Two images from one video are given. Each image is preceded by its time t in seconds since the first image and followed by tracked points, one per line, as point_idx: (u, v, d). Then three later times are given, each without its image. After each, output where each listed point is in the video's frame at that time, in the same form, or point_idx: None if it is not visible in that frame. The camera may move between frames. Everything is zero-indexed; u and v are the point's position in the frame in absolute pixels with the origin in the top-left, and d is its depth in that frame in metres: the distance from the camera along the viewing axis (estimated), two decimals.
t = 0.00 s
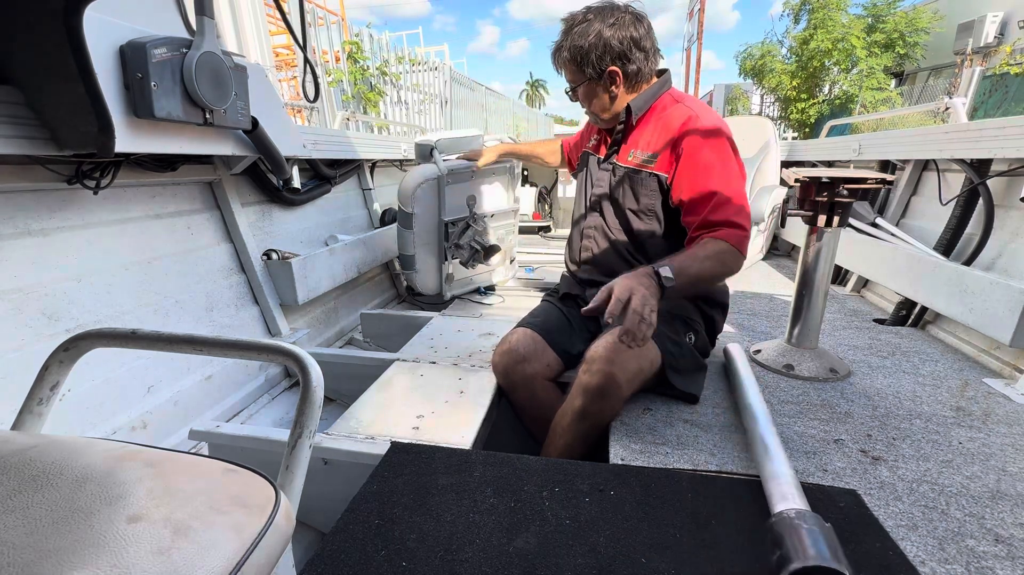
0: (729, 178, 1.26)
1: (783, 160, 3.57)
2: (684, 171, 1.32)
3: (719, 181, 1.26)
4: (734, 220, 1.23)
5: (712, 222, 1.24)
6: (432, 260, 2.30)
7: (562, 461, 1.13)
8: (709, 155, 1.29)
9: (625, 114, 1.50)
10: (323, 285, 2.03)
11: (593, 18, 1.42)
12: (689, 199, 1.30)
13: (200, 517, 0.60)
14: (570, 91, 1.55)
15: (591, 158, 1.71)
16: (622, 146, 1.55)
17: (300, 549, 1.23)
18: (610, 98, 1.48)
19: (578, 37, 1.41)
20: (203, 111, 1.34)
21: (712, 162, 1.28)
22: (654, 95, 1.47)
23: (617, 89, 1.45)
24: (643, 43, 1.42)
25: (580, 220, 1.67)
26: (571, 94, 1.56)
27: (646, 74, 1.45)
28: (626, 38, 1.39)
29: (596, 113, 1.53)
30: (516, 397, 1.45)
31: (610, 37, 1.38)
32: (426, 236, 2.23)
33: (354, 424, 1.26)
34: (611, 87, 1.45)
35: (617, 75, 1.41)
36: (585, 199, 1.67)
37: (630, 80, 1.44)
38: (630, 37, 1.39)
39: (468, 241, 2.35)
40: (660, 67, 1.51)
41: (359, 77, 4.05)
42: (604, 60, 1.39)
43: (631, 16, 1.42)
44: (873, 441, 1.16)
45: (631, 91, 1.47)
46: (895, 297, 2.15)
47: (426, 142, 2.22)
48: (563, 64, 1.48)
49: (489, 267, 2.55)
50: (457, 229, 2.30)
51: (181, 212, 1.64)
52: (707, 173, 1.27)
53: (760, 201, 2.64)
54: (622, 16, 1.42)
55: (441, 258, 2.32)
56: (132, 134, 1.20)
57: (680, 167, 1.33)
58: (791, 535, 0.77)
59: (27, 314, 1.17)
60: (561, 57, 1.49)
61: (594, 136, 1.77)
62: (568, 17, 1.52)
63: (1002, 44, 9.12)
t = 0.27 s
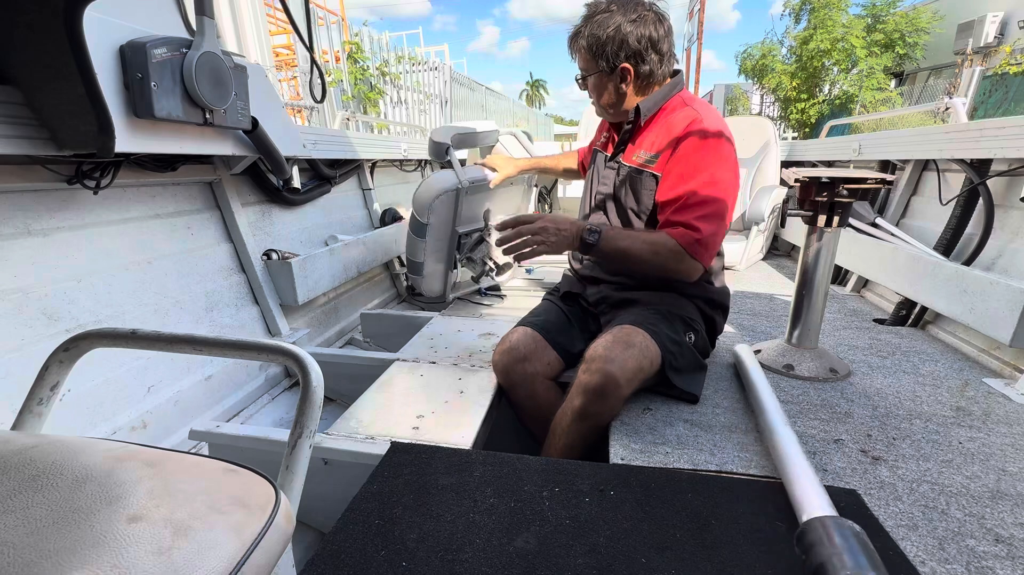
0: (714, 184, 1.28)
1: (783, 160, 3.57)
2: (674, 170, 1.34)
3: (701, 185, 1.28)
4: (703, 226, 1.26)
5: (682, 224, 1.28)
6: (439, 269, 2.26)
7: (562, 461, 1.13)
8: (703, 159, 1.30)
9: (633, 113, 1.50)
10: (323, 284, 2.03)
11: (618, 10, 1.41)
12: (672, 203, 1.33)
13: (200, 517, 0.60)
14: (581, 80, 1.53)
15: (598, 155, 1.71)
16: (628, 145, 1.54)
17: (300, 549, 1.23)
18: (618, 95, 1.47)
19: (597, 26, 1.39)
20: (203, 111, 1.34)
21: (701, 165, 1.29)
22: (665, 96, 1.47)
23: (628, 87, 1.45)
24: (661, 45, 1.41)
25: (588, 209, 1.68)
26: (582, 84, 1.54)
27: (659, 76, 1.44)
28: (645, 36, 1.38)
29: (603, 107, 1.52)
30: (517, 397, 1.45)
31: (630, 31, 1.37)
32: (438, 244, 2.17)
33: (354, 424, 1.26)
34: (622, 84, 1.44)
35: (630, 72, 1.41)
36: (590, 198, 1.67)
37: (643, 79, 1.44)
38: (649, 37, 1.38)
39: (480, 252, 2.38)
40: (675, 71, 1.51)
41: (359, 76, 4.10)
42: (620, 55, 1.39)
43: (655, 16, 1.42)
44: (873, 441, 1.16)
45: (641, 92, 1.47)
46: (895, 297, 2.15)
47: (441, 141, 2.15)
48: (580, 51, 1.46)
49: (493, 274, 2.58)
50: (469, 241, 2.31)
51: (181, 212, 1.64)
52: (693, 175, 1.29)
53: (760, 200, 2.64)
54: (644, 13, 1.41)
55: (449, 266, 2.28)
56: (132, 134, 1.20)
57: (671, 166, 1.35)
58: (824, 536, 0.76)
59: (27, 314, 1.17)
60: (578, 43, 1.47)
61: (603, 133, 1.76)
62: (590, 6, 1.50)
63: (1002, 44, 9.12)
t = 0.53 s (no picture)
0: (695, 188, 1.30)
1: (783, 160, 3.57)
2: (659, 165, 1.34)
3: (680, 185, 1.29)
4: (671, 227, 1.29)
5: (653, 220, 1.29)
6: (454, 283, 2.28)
7: (562, 461, 1.13)
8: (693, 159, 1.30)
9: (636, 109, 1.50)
10: (323, 284, 2.03)
11: (626, 5, 1.42)
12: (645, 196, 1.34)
13: (200, 517, 0.60)
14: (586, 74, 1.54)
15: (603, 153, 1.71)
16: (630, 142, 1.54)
17: (300, 549, 1.23)
18: (623, 90, 1.48)
19: (604, 21, 1.41)
20: (202, 111, 1.35)
21: (687, 166, 1.29)
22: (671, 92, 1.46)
23: (632, 82, 1.46)
24: (667, 43, 1.42)
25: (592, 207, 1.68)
26: (587, 79, 1.56)
27: (664, 73, 1.45)
28: (651, 32, 1.39)
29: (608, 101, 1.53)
30: (517, 398, 1.46)
31: (636, 26, 1.38)
32: (454, 261, 2.18)
33: (354, 424, 1.26)
34: (626, 79, 1.45)
35: (635, 67, 1.42)
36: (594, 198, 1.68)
37: (648, 75, 1.44)
38: (655, 33, 1.39)
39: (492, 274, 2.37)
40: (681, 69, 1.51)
41: (359, 76, 4.14)
42: (626, 49, 1.40)
43: (663, 13, 1.43)
44: (873, 441, 1.16)
45: (646, 88, 1.48)
46: (895, 297, 2.15)
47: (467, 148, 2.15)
48: (586, 44, 1.48)
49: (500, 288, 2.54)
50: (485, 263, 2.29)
51: (181, 212, 1.64)
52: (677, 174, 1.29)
53: (760, 200, 2.64)
54: (652, 10, 1.42)
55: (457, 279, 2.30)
56: (132, 134, 1.20)
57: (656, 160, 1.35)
58: (863, 552, 0.73)
59: (27, 314, 1.17)
60: (584, 37, 1.48)
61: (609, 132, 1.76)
62: (599, 2, 1.51)
63: (1002, 44, 9.12)
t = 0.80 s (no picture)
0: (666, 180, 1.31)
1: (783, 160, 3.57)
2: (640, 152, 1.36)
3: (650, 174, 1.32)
4: (635, 212, 1.33)
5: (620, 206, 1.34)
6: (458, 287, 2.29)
7: (562, 462, 1.13)
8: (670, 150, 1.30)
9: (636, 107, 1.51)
10: (323, 284, 2.03)
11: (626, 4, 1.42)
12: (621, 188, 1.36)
13: (200, 517, 0.60)
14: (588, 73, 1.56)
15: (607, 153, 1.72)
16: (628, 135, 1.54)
17: (300, 549, 1.23)
18: (625, 89, 1.50)
19: (605, 21, 1.42)
20: (202, 111, 1.35)
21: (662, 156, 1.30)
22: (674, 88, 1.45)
23: (634, 81, 1.48)
24: (668, 40, 1.43)
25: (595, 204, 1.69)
26: (590, 78, 1.58)
27: (666, 70, 1.46)
28: (652, 30, 1.40)
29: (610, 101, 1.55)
30: (517, 398, 1.45)
31: (636, 25, 1.39)
32: (464, 271, 2.14)
33: (354, 424, 1.26)
34: (629, 77, 1.47)
35: (637, 66, 1.43)
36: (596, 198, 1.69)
37: (650, 73, 1.46)
38: (656, 31, 1.40)
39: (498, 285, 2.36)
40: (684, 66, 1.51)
41: (359, 77, 4.18)
42: (627, 48, 1.42)
43: (664, 9, 1.43)
44: (873, 441, 1.16)
45: (648, 86, 1.49)
46: (895, 297, 2.15)
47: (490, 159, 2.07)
48: (587, 45, 1.50)
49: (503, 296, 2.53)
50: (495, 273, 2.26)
51: (181, 212, 1.64)
52: (649, 161, 1.31)
53: (760, 200, 2.64)
54: (653, 8, 1.42)
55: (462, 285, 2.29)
56: (132, 134, 1.20)
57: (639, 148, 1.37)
58: (869, 553, 0.73)
59: (27, 314, 1.17)
60: (585, 37, 1.50)
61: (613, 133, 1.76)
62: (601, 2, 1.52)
63: (1002, 44, 9.13)
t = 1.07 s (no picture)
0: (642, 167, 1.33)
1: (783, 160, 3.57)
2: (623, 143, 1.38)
3: (628, 163, 1.34)
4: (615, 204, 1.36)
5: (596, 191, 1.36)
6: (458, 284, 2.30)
7: (562, 462, 1.13)
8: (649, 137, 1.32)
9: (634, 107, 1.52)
10: (323, 284, 2.03)
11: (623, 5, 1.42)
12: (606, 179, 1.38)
13: (200, 517, 0.60)
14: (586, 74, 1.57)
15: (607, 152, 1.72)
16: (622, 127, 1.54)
17: (300, 549, 1.23)
18: (624, 89, 1.51)
19: (602, 22, 1.42)
20: (202, 111, 1.35)
21: (641, 145, 1.32)
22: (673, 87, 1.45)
23: (633, 81, 1.48)
24: (665, 39, 1.43)
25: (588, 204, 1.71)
26: (588, 79, 1.58)
27: (664, 69, 1.46)
28: (649, 30, 1.40)
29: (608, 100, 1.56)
30: (517, 397, 1.45)
31: (633, 26, 1.39)
32: (465, 269, 2.15)
33: (354, 424, 1.26)
34: (627, 78, 1.48)
35: (635, 66, 1.44)
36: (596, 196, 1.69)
37: (648, 73, 1.46)
38: (654, 31, 1.40)
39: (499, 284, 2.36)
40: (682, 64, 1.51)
41: (358, 76, 4.22)
42: (625, 49, 1.42)
43: (661, 9, 1.43)
44: (873, 441, 1.16)
45: (647, 85, 1.49)
46: (895, 297, 2.15)
47: (499, 159, 2.06)
48: (584, 46, 1.50)
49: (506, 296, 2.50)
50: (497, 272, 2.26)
51: (181, 212, 1.64)
52: (632, 152, 1.33)
53: (760, 200, 2.64)
54: (650, 7, 1.42)
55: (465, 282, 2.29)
56: (132, 134, 1.20)
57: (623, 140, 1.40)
58: (869, 553, 0.73)
59: (27, 314, 1.17)
60: (583, 38, 1.50)
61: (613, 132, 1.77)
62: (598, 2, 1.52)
63: (1002, 44, 9.13)
